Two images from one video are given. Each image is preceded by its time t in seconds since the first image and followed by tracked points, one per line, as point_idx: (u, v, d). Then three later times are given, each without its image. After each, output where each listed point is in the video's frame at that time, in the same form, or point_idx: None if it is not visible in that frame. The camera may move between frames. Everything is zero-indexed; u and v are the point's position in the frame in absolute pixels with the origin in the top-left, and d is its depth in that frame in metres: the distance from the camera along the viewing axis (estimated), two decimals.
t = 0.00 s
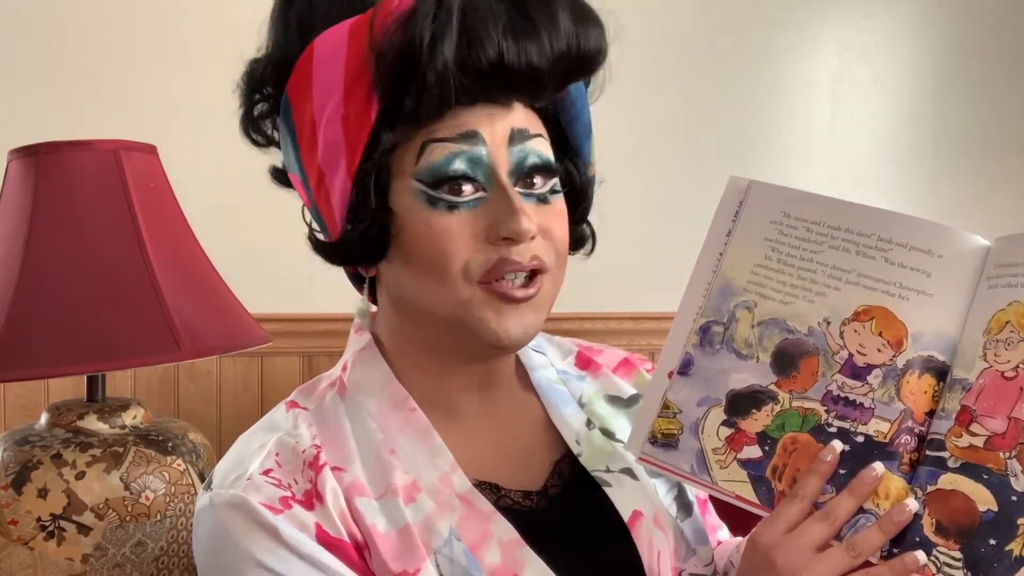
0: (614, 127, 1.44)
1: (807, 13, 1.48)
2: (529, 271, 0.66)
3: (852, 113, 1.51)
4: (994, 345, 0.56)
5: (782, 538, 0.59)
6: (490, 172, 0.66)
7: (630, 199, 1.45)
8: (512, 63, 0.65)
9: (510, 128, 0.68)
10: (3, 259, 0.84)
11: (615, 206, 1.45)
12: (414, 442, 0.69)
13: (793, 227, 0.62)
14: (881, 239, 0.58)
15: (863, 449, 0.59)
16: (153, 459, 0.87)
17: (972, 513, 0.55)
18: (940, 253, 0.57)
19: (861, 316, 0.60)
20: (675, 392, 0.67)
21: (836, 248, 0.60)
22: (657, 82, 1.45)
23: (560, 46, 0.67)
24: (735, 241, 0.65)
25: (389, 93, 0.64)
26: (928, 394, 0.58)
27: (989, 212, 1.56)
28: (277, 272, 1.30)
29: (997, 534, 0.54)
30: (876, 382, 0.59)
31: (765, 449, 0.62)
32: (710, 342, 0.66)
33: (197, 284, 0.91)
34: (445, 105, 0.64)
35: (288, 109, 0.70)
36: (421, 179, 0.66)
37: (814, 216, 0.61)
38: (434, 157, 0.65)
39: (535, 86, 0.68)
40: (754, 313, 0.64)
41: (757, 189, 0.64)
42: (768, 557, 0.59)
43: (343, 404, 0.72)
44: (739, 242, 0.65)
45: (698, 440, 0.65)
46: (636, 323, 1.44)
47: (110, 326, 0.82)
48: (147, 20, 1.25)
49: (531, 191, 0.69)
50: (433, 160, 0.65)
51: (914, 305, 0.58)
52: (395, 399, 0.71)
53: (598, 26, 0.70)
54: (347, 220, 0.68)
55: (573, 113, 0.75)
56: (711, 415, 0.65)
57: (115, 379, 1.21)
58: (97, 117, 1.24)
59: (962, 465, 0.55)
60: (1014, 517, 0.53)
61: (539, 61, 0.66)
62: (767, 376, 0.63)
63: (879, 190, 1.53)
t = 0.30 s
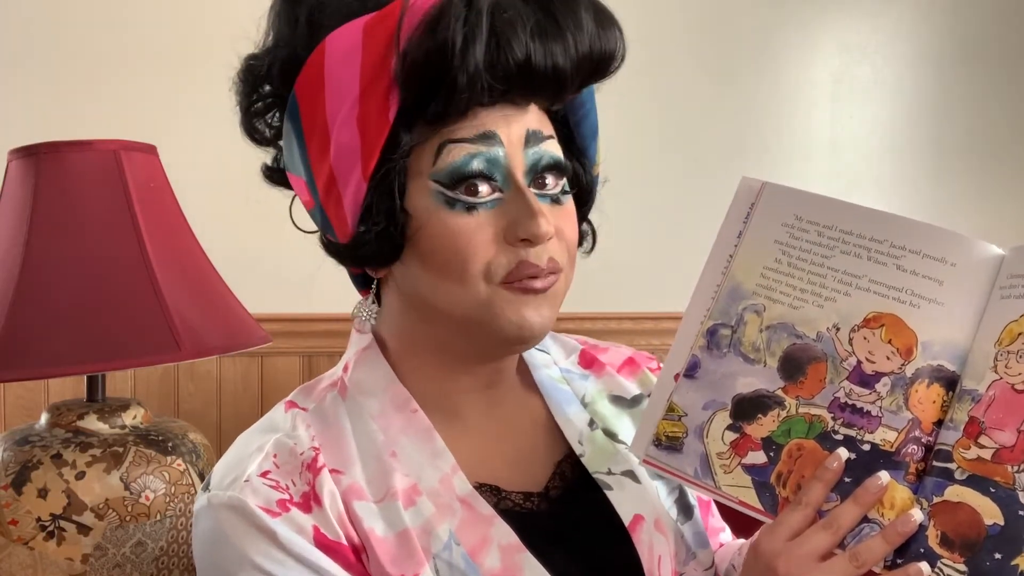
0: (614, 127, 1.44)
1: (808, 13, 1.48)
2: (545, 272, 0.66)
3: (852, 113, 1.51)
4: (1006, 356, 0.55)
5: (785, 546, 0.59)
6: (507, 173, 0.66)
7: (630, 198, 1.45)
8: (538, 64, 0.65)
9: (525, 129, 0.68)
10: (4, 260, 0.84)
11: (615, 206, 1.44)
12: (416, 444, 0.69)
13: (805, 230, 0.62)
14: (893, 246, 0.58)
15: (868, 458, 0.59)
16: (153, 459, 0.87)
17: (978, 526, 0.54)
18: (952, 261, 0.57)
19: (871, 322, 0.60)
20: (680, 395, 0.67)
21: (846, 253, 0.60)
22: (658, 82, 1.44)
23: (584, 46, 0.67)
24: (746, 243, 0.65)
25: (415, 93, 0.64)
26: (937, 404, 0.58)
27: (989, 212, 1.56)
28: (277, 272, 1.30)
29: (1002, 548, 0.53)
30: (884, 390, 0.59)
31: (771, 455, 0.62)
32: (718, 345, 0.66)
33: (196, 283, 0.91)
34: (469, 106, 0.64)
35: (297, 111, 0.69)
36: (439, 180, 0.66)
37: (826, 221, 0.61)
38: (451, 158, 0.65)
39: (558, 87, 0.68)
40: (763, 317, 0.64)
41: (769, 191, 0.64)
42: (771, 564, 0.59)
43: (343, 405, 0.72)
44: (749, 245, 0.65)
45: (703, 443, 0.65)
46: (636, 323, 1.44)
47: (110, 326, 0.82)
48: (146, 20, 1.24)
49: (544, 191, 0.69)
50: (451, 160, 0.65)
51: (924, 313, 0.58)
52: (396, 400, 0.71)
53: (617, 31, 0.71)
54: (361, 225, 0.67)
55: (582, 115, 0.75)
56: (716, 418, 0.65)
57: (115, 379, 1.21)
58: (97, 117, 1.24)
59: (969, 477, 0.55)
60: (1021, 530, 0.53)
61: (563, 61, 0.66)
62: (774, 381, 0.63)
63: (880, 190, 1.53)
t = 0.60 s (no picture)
0: (615, 126, 1.43)
1: (808, 13, 1.48)
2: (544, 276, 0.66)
3: (853, 112, 1.51)
4: (1004, 355, 0.55)
5: (785, 546, 0.59)
6: (506, 176, 0.66)
7: (631, 198, 1.45)
8: (543, 67, 0.65)
9: (524, 131, 0.68)
10: (3, 260, 0.84)
11: (615, 206, 1.44)
12: (413, 446, 0.69)
13: (802, 231, 0.62)
14: (890, 245, 0.58)
15: (868, 458, 0.59)
16: (153, 459, 0.87)
17: (978, 525, 0.54)
18: (949, 260, 0.57)
19: (869, 322, 0.59)
20: (679, 396, 0.67)
21: (844, 253, 0.60)
22: (658, 81, 1.44)
23: (587, 47, 0.68)
24: (743, 245, 0.65)
25: (419, 95, 0.64)
26: (935, 403, 0.58)
27: (989, 211, 1.56)
28: (277, 272, 1.30)
29: (1002, 546, 0.53)
30: (882, 389, 0.59)
31: (770, 455, 0.62)
32: (716, 346, 0.66)
33: (196, 284, 0.91)
34: (475, 108, 0.64)
35: (293, 112, 0.69)
36: (439, 184, 0.65)
37: (823, 221, 0.61)
38: (452, 161, 0.65)
39: (561, 88, 0.68)
40: (761, 317, 0.64)
41: (766, 191, 0.64)
42: (770, 564, 0.59)
43: (339, 409, 0.72)
44: (747, 246, 0.64)
45: (703, 444, 0.65)
46: (636, 323, 1.44)
47: (110, 326, 0.82)
48: (147, 19, 1.24)
49: (542, 195, 0.69)
50: (451, 164, 0.65)
51: (922, 312, 0.58)
52: (393, 403, 0.71)
53: (618, 32, 0.71)
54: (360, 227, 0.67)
55: (578, 118, 0.75)
56: (716, 419, 0.65)
57: (115, 379, 1.21)
58: (97, 116, 1.24)
59: (968, 475, 0.55)
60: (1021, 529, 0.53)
61: (567, 62, 0.67)
62: (773, 381, 0.63)
63: (881, 190, 1.53)
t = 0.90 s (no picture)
0: (615, 126, 1.44)
1: (809, 13, 1.48)
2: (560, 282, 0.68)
3: (853, 113, 1.51)
4: (1002, 352, 0.56)
5: (786, 542, 0.59)
6: (538, 187, 0.66)
7: (631, 198, 1.45)
8: (595, 78, 0.64)
9: (552, 144, 0.68)
10: (4, 260, 0.84)
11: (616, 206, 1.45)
12: (413, 445, 0.69)
13: (803, 232, 0.62)
14: (889, 245, 0.59)
15: (868, 455, 0.59)
16: (153, 459, 0.87)
17: (977, 520, 0.55)
18: (948, 259, 0.57)
19: (868, 321, 0.60)
20: (681, 396, 0.67)
21: (845, 253, 0.60)
22: (659, 82, 1.44)
23: (631, 61, 0.67)
24: (744, 246, 0.65)
25: (471, 99, 0.62)
26: (935, 401, 0.58)
27: (988, 211, 1.57)
28: (278, 272, 1.30)
29: (1001, 541, 0.54)
30: (883, 387, 0.60)
31: (771, 453, 0.63)
32: (718, 346, 0.66)
33: (196, 284, 0.91)
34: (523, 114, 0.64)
35: (319, 106, 0.66)
36: (478, 191, 0.64)
37: (823, 221, 0.61)
38: (494, 171, 0.64)
39: (602, 100, 0.68)
40: (762, 317, 0.64)
41: (768, 194, 0.64)
42: (771, 561, 0.59)
43: (339, 409, 0.72)
44: (748, 246, 0.65)
45: (705, 443, 0.65)
46: (636, 323, 1.44)
47: (110, 326, 0.82)
48: (148, 19, 1.24)
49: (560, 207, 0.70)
50: (493, 174, 0.64)
51: (922, 311, 0.58)
52: (392, 402, 0.71)
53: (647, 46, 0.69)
54: (391, 228, 0.65)
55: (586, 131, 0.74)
56: (717, 418, 0.65)
57: (115, 378, 1.21)
58: (98, 116, 1.24)
59: (968, 472, 0.56)
60: (1020, 525, 0.53)
61: (613, 75, 0.66)
62: (774, 380, 0.63)
63: (880, 190, 1.54)
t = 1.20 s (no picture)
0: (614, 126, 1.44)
1: (807, 13, 1.49)
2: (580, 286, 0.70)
3: (852, 112, 1.51)
4: (991, 338, 0.56)
5: (786, 531, 0.59)
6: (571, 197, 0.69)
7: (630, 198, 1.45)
8: (647, 91, 0.68)
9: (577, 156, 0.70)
10: (3, 260, 0.84)
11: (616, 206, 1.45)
12: (412, 450, 0.69)
13: (795, 228, 0.63)
14: (880, 239, 0.59)
15: (864, 444, 0.59)
16: (153, 459, 0.87)
17: (972, 503, 0.55)
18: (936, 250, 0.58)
19: (860, 313, 0.60)
20: (679, 391, 0.67)
21: (836, 248, 0.61)
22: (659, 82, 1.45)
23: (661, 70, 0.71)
24: (737, 246, 0.65)
25: (549, 113, 0.64)
26: (927, 389, 0.59)
27: (987, 210, 1.57)
28: (279, 272, 1.30)
29: (997, 521, 0.54)
30: (876, 377, 0.60)
31: (768, 445, 0.63)
32: (714, 342, 0.66)
33: (197, 283, 0.91)
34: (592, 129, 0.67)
35: (385, 110, 0.62)
36: (530, 199, 0.66)
37: (814, 218, 0.62)
38: (544, 181, 0.66)
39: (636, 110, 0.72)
40: (757, 313, 0.64)
41: (759, 194, 0.65)
42: (772, 549, 0.59)
43: (334, 413, 0.72)
44: (741, 245, 0.65)
45: (704, 437, 0.66)
46: (635, 323, 1.44)
47: (110, 326, 0.82)
48: (149, 20, 1.25)
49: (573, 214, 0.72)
50: (544, 183, 0.66)
51: (912, 303, 0.58)
52: (389, 407, 0.71)
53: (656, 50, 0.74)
54: (455, 236, 0.64)
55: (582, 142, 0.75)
56: (715, 412, 0.65)
57: (115, 379, 1.21)
58: (98, 117, 1.24)
59: (962, 455, 0.55)
60: (1015, 504, 0.53)
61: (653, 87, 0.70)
62: (769, 373, 0.64)
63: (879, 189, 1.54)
